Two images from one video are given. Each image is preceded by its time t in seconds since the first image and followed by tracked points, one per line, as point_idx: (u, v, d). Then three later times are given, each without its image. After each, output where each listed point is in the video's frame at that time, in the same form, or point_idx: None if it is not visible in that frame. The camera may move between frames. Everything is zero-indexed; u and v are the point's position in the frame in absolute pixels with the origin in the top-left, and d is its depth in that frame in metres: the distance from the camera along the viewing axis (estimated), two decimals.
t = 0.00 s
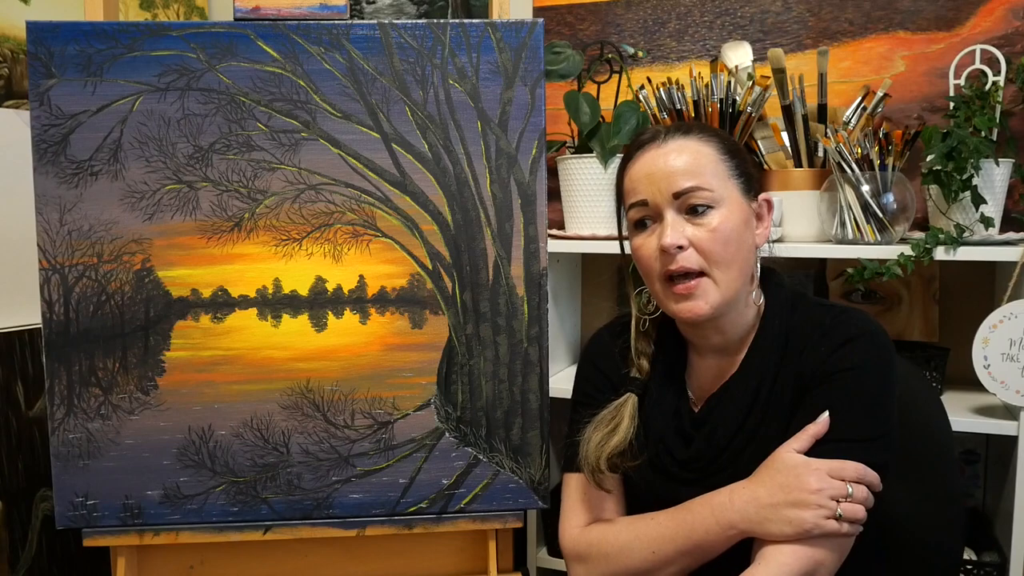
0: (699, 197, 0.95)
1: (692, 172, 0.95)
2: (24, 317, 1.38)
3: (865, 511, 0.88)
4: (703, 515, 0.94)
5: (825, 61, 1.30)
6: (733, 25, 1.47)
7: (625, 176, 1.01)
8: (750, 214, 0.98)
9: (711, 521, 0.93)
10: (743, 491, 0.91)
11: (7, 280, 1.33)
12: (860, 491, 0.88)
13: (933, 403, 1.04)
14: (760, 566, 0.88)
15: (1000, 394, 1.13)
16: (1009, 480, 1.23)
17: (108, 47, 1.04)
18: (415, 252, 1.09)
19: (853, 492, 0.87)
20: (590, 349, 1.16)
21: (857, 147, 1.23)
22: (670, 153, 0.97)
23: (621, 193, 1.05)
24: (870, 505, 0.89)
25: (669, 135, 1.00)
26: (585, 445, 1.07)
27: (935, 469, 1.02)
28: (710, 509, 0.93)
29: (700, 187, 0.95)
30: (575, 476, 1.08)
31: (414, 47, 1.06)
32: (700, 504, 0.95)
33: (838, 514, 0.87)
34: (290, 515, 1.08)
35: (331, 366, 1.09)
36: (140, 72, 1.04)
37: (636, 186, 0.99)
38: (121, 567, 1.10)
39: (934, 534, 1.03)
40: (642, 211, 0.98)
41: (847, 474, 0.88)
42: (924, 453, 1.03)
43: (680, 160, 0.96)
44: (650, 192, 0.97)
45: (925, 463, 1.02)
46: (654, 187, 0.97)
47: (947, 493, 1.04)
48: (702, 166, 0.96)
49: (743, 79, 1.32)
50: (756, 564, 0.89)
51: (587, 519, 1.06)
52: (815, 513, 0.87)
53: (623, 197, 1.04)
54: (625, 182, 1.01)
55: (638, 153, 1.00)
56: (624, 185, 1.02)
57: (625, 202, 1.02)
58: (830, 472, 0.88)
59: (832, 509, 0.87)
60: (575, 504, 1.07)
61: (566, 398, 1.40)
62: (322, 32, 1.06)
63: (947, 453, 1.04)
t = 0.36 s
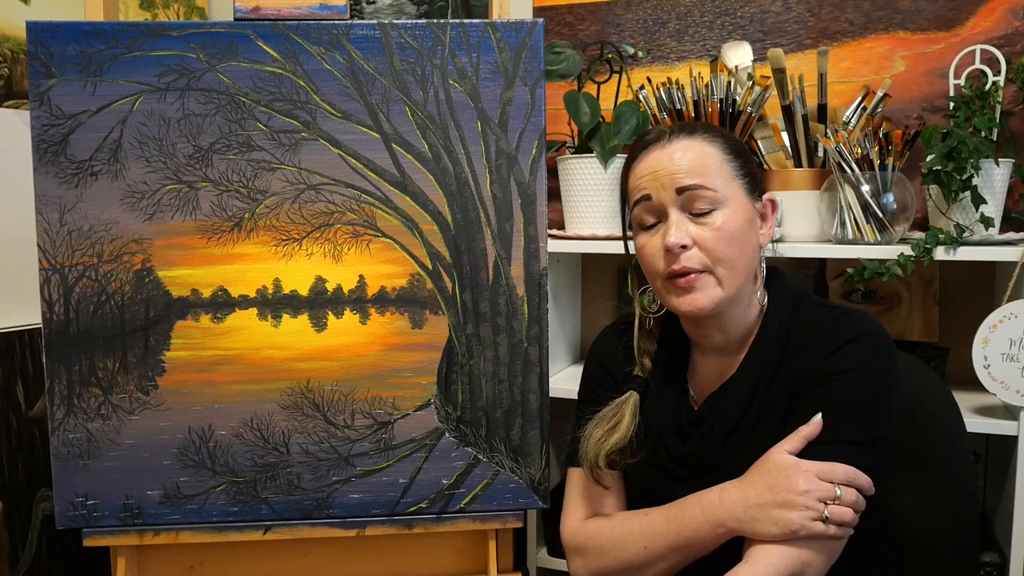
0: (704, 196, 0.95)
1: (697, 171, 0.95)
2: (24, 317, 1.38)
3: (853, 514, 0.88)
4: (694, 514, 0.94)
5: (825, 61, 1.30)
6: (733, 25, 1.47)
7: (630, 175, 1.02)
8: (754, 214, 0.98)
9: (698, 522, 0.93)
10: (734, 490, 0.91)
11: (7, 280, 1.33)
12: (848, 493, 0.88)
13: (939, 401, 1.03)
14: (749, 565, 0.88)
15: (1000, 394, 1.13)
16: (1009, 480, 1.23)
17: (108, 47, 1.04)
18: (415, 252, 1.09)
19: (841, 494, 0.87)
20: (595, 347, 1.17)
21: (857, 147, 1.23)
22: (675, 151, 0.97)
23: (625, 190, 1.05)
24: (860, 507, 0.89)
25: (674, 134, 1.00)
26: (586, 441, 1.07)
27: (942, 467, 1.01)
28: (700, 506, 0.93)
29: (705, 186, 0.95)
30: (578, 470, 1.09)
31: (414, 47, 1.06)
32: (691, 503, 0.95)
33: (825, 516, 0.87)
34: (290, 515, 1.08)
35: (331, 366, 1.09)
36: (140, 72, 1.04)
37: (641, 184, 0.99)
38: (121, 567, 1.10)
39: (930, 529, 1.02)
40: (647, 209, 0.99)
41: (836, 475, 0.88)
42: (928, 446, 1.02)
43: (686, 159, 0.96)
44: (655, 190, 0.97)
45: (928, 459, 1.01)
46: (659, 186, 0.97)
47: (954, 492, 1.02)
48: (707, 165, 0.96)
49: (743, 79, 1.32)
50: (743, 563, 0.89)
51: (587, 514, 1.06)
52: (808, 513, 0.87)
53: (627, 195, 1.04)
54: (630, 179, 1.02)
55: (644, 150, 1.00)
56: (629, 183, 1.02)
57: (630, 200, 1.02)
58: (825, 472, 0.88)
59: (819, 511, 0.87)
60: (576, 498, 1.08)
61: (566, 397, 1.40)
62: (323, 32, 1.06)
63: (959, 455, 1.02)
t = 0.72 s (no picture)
0: (724, 191, 0.95)
1: (719, 165, 0.96)
2: (24, 317, 1.38)
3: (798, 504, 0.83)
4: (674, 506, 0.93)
5: (825, 61, 1.30)
6: (733, 25, 1.47)
7: (649, 165, 1.01)
8: (768, 215, 0.98)
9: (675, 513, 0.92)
10: (705, 480, 0.89)
11: (6, 281, 1.33)
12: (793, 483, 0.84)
13: (965, 401, 0.94)
14: (731, 561, 0.88)
15: (1000, 394, 1.13)
16: (1009, 481, 1.23)
17: (107, 47, 1.04)
18: (415, 252, 1.09)
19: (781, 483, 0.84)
20: (604, 348, 1.20)
21: (857, 147, 1.23)
22: (699, 144, 0.97)
23: (640, 181, 1.04)
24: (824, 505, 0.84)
25: (696, 128, 1.00)
26: (589, 439, 1.08)
27: (968, 474, 0.90)
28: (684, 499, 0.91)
29: (726, 181, 0.95)
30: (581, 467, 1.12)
31: (414, 47, 1.06)
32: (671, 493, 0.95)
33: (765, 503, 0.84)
34: (290, 515, 1.08)
35: (330, 366, 1.09)
36: (139, 72, 1.04)
37: (661, 174, 0.98)
38: (121, 567, 1.10)
39: (949, 540, 0.91)
40: (666, 199, 0.98)
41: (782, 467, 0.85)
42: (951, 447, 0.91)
43: (708, 152, 0.96)
44: (675, 181, 0.97)
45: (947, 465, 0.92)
46: (681, 176, 0.97)
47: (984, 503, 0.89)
48: (729, 161, 0.96)
49: (743, 79, 1.32)
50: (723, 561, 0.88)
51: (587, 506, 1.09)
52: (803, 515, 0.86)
53: (642, 185, 1.04)
54: (649, 169, 1.01)
55: (667, 140, 1.00)
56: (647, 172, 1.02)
57: (645, 190, 1.02)
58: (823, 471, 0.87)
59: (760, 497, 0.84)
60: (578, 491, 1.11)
61: (567, 397, 1.40)
62: (322, 31, 1.06)
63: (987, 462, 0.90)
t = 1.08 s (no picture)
0: (741, 197, 0.94)
1: (739, 171, 0.95)
2: (24, 318, 1.38)
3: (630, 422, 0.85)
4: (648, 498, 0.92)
5: (825, 62, 1.30)
6: (733, 25, 1.47)
7: (669, 160, 1.00)
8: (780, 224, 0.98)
9: (624, 476, 1.00)
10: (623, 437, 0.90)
11: (6, 280, 1.33)
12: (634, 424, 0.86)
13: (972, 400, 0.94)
14: (713, 561, 0.85)
15: (1000, 394, 1.13)
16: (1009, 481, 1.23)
17: (108, 47, 1.04)
18: (414, 252, 1.09)
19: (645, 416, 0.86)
20: (608, 348, 1.22)
21: (857, 147, 1.23)
22: (722, 146, 0.96)
23: (656, 174, 1.04)
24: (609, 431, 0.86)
25: (720, 129, 0.98)
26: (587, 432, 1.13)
27: (970, 478, 0.90)
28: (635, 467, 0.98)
29: (744, 187, 0.94)
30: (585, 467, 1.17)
31: (414, 47, 1.06)
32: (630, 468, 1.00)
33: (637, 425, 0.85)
34: (290, 515, 1.08)
35: (331, 366, 1.09)
36: (140, 72, 1.04)
37: (680, 172, 0.98)
38: (121, 567, 1.10)
39: (962, 544, 0.91)
40: (681, 198, 0.97)
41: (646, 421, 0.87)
42: (953, 449, 0.92)
43: (728, 156, 0.95)
44: (693, 181, 0.96)
45: (952, 466, 0.92)
46: (700, 177, 0.96)
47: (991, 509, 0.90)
48: (750, 167, 0.95)
49: (743, 79, 1.32)
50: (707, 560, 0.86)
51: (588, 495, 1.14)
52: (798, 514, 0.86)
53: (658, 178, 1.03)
54: (668, 165, 1.00)
55: (689, 137, 0.99)
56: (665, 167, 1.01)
57: (661, 184, 1.01)
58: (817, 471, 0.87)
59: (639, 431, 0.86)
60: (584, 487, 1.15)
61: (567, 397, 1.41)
62: (323, 31, 1.06)
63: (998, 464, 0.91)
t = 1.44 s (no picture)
0: (736, 199, 0.94)
1: (734, 173, 0.95)
2: (24, 317, 1.38)
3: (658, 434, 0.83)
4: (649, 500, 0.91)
5: (825, 61, 1.30)
6: (733, 25, 1.47)
7: (663, 164, 1.00)
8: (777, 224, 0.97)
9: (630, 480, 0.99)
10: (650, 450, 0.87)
11: (6, 280, 1.33)
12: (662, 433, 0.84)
13: (974, 401, 0.93)
14: (710, 562, 0.85)
15: (1000, 394, 1.13)
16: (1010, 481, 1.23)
17: (107, 47, 1.04)
18: (415, 252, 1.09)
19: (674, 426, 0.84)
20: (609, 347, 1.21)
21: (857, 147, 1.23)
22: (715, 149, 0.96)
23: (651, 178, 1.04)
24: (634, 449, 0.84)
25: (714, 130, 0.98)
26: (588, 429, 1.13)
27: (972, 478, 0.90)
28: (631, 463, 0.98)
29: (739, 189, 0.94)
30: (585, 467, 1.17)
31: (414, 47, 1.06)
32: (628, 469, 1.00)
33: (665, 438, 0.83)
34: (290, 515, 1.08)
35: (330, 366, 1.09)
36: (139, 72, 1.04)
37: (675, 175, 0.97)
38: (120, 567, 1.10)
39: (962, 544, 0.91)
40: (676, 202, 0.97)
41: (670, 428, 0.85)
42: (953, 450, 0.92)
43: (722, 158, 0.95)
44: (687, 184, 0.96)
45: (952, 465, 0.92)
46: (694, 180, 0.96)
47: (992, 509, 0.90)
48: (744, 169, 0.95)
49: (743, 79, 1.31)
50: (704, 560, 0.86)
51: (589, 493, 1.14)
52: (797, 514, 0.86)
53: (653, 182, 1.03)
54: (664, 168, 1.00)
55: (682, 140, 0.99)
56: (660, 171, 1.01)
57: (656, 188, 1.01)
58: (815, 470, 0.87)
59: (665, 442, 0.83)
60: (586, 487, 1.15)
61: (567, 397, 1.40)
62: (322, 32, 1.06)
63: (999, 464, 0.90)
